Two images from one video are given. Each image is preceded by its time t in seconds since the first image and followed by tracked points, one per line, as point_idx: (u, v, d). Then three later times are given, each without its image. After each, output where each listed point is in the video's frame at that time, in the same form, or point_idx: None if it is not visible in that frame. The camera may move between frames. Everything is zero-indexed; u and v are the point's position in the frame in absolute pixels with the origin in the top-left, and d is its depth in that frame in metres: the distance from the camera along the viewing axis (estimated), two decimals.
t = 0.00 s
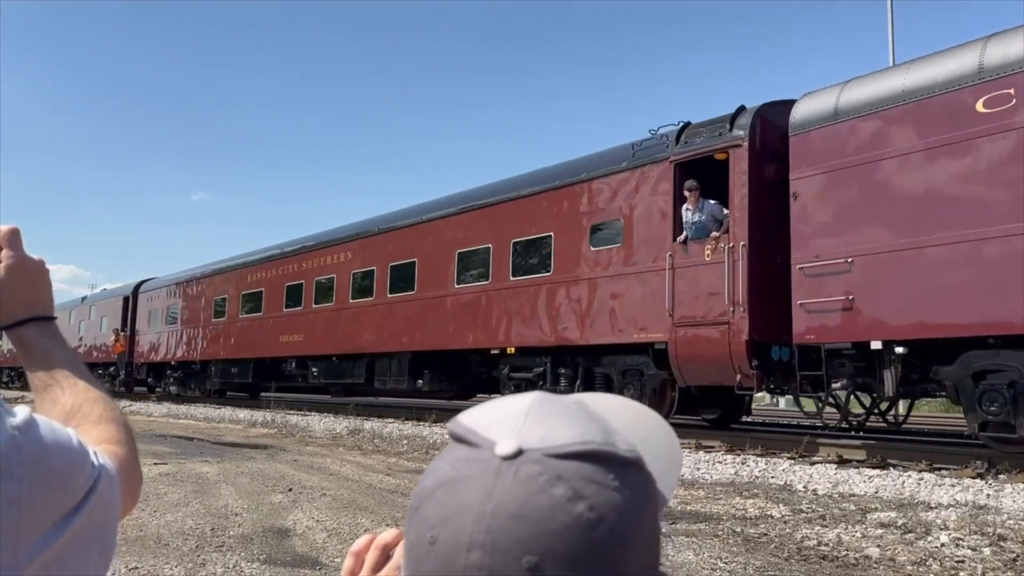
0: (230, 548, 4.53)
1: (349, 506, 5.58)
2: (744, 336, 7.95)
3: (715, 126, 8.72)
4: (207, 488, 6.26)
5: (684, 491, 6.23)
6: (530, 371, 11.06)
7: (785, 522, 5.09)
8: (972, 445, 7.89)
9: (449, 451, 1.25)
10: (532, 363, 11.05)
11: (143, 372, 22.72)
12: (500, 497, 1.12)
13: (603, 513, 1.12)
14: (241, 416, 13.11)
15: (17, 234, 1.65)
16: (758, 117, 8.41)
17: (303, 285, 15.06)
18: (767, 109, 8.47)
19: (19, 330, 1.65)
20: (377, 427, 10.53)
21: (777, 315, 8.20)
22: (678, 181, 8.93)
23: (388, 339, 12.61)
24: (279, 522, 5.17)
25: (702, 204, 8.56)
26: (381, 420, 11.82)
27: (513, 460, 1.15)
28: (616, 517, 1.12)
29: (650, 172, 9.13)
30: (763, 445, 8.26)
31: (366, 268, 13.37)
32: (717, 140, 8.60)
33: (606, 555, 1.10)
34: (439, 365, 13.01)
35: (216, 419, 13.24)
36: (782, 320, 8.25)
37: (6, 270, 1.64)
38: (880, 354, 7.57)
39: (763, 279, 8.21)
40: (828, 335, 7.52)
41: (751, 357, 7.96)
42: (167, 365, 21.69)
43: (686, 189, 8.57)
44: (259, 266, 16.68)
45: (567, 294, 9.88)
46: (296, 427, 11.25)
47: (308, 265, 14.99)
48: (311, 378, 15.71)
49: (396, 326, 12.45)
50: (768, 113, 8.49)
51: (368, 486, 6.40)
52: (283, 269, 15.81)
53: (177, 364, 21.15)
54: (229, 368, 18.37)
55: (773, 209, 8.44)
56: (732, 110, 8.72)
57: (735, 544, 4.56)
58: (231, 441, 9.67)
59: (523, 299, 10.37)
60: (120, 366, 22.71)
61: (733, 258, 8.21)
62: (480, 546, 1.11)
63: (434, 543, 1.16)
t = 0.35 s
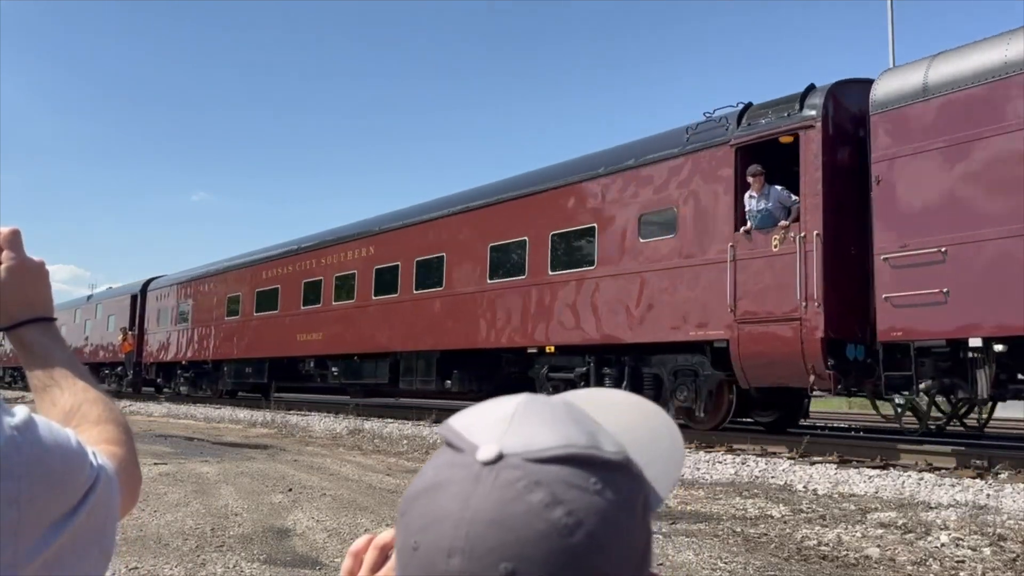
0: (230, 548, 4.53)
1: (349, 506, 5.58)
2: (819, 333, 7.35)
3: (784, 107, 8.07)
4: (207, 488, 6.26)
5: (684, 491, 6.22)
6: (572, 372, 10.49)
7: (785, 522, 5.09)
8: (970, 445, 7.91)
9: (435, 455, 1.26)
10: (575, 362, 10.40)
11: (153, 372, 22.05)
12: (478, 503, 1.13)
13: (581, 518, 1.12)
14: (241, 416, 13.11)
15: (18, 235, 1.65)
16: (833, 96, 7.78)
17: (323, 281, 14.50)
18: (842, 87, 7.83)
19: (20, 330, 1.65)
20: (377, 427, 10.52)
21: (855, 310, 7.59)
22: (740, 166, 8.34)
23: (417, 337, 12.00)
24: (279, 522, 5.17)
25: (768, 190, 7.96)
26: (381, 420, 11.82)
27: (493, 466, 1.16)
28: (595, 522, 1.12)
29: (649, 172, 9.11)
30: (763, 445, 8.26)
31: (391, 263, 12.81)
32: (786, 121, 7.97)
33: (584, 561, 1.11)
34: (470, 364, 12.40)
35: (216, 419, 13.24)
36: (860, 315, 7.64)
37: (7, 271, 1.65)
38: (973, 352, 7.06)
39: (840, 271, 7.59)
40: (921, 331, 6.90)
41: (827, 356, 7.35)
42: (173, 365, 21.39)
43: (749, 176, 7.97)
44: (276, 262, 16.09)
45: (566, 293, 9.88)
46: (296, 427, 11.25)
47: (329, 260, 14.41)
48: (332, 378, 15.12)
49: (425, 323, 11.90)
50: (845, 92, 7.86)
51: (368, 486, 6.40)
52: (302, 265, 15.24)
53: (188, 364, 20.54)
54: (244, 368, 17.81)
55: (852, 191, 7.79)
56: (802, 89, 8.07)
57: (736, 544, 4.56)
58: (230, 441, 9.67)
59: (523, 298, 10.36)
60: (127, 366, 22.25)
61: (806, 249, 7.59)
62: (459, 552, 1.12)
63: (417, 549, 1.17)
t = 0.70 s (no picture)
0: (230, 548, 4.53)
1: (349, 506, 5.58)
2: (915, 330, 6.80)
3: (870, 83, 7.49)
4: (207, 488, 6.26)
5: (684, 491, 6.22)
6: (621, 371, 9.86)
7: (785, 522, 5.09)
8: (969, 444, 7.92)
9: (432, 457, 1.27)
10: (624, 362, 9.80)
11: (163, 372, 21.42)
12: (468, 503, 1.14)
13: (570, 517, 1.12)
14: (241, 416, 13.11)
15: (21, 236, 1.67)
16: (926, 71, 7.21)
17: (345, 278, 13.95)
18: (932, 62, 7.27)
19: (22, 330, 1.66)
20: (377, 427, 10.52)
21: (949, 304, 7.05)
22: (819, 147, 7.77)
23: (452, 334, 11.40)
24: (279, 522, 5.17)
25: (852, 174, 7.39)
26: (381, 420, 11.81)
27: (483, 466, 1.17)
28: (585, 521, 1.12)
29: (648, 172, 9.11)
30: (763, 444, 8.25)
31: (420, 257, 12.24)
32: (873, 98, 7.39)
33: (574, 560, 1.10)
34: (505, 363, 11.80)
35: (216, 419, 13.23)
36: (954, 310, 7.11)
37: (9, 272, 1.65)
38: None
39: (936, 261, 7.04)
40: None
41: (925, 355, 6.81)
42: (183, 365, 20.97)
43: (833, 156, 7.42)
44: (295, 258, 15.56)
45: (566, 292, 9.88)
46: (296, 427, 11.25)
47: (351, 255, 13.86)
48: (355, 379, 14.56)
49: (458, 319, 11.33)
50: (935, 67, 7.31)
51: (368, 486, 6.40)
52: (323, 260, 14.69)
53: (200, 364, 20.07)
54: (260, 368, 17.26)
55: (945, 173, 7.20)
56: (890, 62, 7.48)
57: (736, 544, 4.56)
58: (230, 441, 9.67)
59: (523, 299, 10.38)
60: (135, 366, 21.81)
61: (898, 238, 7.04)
62: (450, 551, 1.13)
63: (412, 549, 1.19)
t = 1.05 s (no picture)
0: (230, 548, 4.53)
1: (349, 506, 5.58)
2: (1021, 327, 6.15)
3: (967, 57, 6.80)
4: (207, 488, 6.26)
5: (684, 491, 6.23)
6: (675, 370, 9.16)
7: (785, 522, 5.10)
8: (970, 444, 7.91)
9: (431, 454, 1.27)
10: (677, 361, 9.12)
11: (173, 372, 20.87)
12: (465, 500, 1.14)
13: (567, 514, 1.12)
14: (241, 416, 13.12)
15: (32, 237, 1.66)
16: None
17: (366, 273, 13.23)
18: None
19: (25, 333, 1.66)
20: (377, 427, 10.52)
21: None
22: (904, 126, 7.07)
23: (485, 332, 10.68)
24: (279, 522, 5.17)
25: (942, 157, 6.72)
26: (381, 419, 11.81)
27: (480, 464, 1.16)
28: (581, 520, 1.12)
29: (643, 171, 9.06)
30: (763, 444, 8.25)
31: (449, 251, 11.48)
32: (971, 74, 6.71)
33: (569, 557, 1.10)
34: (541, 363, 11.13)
35: (216, 419, 13.23)
36: None
37: (15, 273, 1.64)
38: None
39: None
40: None
41: None
42: (195, 365, 20.49)
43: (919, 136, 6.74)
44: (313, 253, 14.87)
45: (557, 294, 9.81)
46: (296, 427, 11.26)
47: (374, 250, 13.13)
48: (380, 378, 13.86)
49: (490, 317, 10.61)
50: None
51: (368, 486, 6.40)
52: (342, 255, 13.94)
53: (213, 363, 19.54)
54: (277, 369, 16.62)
55: None
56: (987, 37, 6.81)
57: (736, 544, 4.56)
58: (230, 441, 9.67)
59: (513, 302, 10.27)
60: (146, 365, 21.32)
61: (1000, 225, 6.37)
62: (447, 547, 1.13)
63: (409, 545, 1.19)
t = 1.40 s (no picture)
0: (229, 548, 4.53)
1: (349, 506, 5.58)
2: None
3: None
4: (207, 488, 6.26)
5: (684, 491, 6.23)
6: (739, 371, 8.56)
7: (785, 522, 5.10)
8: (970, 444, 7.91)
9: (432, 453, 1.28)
10: (744, 361, 8.45)
11: (184, 372, 20.26)
12: (466, 493, 1.14)
13: (568, 508, 1.11)
14: (241, 416, 13.11)
15: (40, 238, 1.67)
16: None
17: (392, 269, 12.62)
18: None
19: (31, 333, 1.65)
20: (377, 426, 10.52)
21: None
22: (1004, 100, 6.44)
23: (528, 329, 10.08)
24: (280, 522, 5.17)
25: None
26: (380, 419, 11.80)
27: (482, 459, 1.16)
28: (582, 515, 1.11)
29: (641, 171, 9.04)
30: (763, 444, 8.25)
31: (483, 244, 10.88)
32: None
33: (570, 552, 1.10)
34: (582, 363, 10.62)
35: (216, 419, 13.23)
36: None
37: (22, 274, 1.64)
38: None
39: None
40: None
41: None
42: (207, 364, 19.89)
43: None
44: (335, 248, 14.23)
45: (555, 294, 9.78)
46: (296, 427, 11.26)
47: (401, 244, 12.52)
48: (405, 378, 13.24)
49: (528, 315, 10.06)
50: None
51: (368, 486, 6.40)
52: (366, 250, 13.32)
53: (225, 364, 18.88)
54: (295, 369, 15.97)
55: None
56: None
57: (736, 544, 4.56)
58: (230, 441, 9.67)
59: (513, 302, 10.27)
60: (155, 365, 20.72)
61: None
62: (448, 541, 1.12)
63: (411, 540, 1.18)
